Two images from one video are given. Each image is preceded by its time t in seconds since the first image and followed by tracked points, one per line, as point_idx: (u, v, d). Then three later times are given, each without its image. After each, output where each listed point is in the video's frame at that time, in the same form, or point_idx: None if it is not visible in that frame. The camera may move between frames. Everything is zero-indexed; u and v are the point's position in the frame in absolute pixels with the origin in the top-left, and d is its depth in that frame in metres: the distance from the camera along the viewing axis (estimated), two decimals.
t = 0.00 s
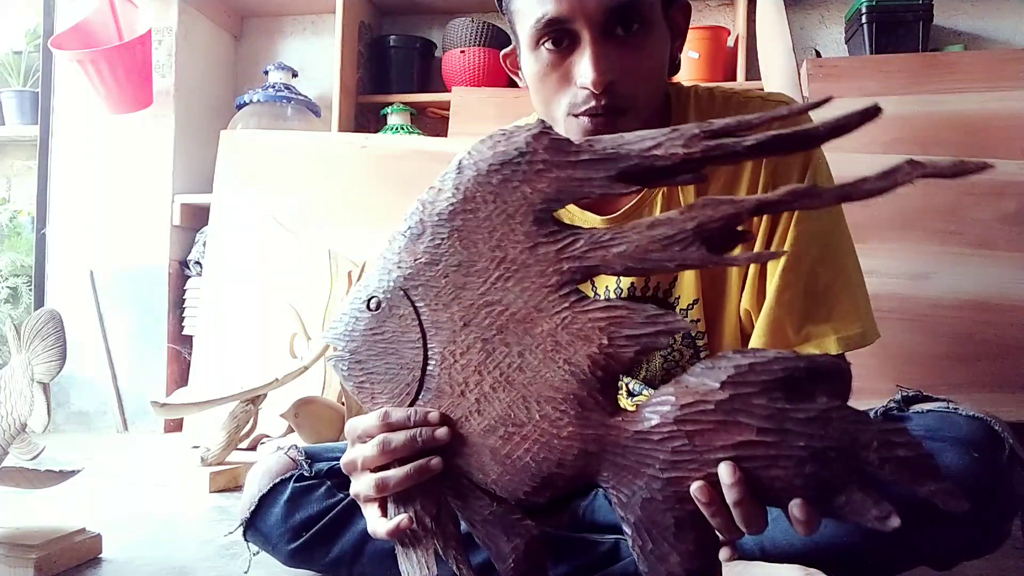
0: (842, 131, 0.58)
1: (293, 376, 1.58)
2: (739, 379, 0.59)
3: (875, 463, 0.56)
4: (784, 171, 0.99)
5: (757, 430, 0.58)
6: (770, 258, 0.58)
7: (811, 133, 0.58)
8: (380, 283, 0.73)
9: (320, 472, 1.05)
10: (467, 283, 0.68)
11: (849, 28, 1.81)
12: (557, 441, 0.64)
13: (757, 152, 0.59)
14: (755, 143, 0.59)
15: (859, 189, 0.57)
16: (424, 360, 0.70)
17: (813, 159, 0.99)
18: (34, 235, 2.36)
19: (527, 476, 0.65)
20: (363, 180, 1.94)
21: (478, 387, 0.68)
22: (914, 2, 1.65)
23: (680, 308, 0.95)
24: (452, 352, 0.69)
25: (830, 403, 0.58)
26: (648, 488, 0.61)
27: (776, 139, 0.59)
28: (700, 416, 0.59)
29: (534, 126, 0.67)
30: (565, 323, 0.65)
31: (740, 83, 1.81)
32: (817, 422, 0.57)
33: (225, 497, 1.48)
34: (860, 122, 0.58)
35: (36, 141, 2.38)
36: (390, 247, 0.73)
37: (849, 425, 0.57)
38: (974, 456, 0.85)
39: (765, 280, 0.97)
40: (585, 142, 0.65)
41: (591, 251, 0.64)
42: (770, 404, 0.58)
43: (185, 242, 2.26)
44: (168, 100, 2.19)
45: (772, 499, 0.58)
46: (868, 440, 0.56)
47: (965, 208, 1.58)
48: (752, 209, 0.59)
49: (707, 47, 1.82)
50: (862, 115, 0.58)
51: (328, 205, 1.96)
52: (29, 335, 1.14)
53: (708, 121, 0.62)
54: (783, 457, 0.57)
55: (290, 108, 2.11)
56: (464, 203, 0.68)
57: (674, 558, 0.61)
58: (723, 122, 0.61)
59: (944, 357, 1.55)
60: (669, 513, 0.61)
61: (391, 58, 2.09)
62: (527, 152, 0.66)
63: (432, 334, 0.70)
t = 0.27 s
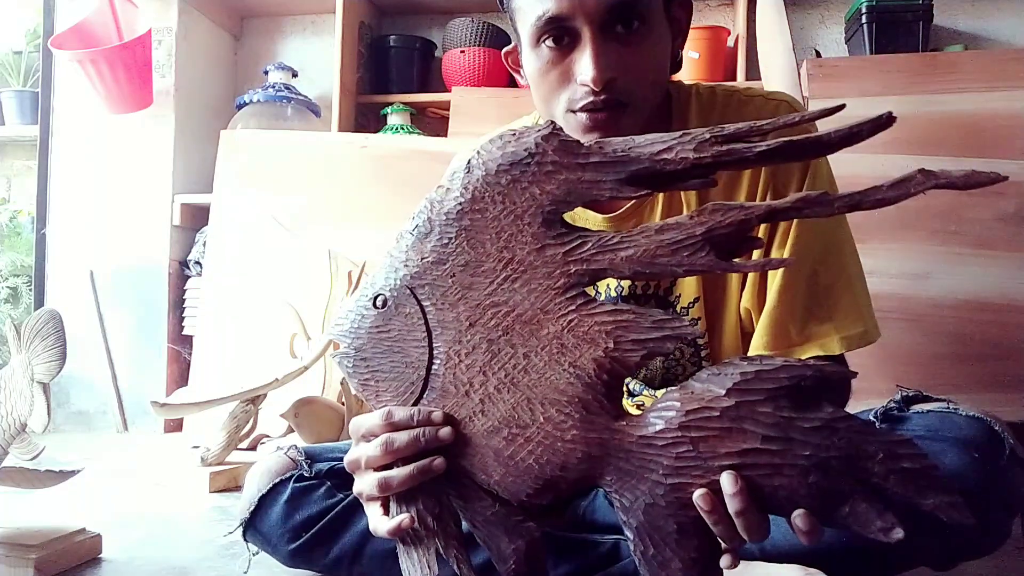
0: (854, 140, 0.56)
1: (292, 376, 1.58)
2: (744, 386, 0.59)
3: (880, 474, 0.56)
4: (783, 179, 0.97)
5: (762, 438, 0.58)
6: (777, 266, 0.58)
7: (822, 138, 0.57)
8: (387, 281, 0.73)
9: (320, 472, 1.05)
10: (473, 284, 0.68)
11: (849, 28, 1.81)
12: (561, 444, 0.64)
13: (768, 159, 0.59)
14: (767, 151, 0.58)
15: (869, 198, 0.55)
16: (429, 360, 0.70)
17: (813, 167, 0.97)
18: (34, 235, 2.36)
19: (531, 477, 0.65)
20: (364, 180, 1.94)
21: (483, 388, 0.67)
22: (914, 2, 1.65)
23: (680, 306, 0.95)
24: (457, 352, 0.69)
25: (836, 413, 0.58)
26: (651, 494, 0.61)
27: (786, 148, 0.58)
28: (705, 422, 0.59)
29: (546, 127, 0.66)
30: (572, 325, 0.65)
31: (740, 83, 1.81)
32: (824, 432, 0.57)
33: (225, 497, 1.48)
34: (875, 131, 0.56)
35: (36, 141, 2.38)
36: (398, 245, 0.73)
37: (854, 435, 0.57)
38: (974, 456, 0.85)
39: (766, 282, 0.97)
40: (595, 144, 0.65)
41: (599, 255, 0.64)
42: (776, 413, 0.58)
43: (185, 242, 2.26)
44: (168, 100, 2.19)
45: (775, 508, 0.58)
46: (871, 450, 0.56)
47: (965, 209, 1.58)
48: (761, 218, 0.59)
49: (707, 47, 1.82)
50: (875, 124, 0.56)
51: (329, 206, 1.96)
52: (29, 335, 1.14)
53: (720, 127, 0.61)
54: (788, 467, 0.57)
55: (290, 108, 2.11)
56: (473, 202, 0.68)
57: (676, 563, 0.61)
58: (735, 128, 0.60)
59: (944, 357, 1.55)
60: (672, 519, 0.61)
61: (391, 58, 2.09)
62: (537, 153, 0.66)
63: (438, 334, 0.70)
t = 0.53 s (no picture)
0: (853, 141, 0.56)
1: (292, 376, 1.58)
2: (744, 386, 0.59)
3: (880, 475, 0.56)
4: (780, 179, 0.99)
5: (762, 438, 0.58)
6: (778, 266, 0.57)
7: (822, 138, 0.57)
8: (387, 282, 0.73)
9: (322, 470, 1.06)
10: (473, 283, 0.68)
11: (849, 28, 1.81)
12: (561, 444, 0.64)
13: (769, 158, 0.59)
14: (766, 150, 0.58)
15: (870, 198, 0.55)
16: (429, 360, 0.70)
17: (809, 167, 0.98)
18: (34, 235, 2.36)
19: (530, 477, 0.65)
20: (364, 180, 1.94)
21: (483, 388, 0.67)
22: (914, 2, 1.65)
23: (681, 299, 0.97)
24: (457, 352, 0.69)
25: (836, 413, 0.58)
26: (651, 494, 0.61)
27: (786, 147, 0.58)
28: (705, 422, 0.59)
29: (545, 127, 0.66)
30: (571, 325, 0.65)
31: (740, 83, 1.81)
32: (823, 433, 0.57)
33: (225, 497, 1.48)
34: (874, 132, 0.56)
35: (36, 141, 2.38)
36: (398, 245, 0.74)
37: (856, 436, 0.57)
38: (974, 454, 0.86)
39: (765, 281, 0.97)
40: (594, 144, 0.65)
41: (599, 255, 0.64)
42: (775, 413, 0.58)
43: (185, 242, 2.26)
44: (168, 100, 2.19)
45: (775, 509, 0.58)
46: (872, 451, 0.56)
47: (965, 209, 1.58)
48: (761, 218, 0.59)
49: (707, 47, 1.82)
50: (875, 123, 0.56)
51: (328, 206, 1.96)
52: (29, 335, 1.14)
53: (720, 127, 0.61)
54: (787, 468, 0.57)
55: (290, 108, 2.11)
56: (473, 202, 0.68)
57: (675, 564, 0.61)
58: (735, 128, 0.60)
59: (944, 357, 1.55)
60: (672, 519, 0.61)
61: (391, 58, 2.09)
62: (536, 153, 0.66)
63: (438, 334, 0.70)
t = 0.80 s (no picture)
0: (854, 140, 0.56)
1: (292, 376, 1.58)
2: (744, 387, 0.59)
3: (880, 475, 0.56)
4: (767, 177, 0.98)
5: (762, 438, 0.58)
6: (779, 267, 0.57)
7: (823, 137, 0.57)
8: (388, 281, 0.73)
9: (323, 466, 1.06)
10: (473, 283, 0.68)
11: (849, 28, 1.81)
12: (561, 444, 0.64)
13: (768, 158, 0.59)
14: (763, 151, 0.59)
15: (871, 198, 0.55)
16: (429, 360, 0.70)
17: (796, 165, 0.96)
18: (34, 235, 2.36)
19: (530, 477, 0.65)
20: (364, 180, 1.94)
21: (482, 388, 0.67)
22: (914, 1, 1.65)
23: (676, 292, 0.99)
24: (457, 352, 0.69)
25: (836, 413, 0.58)
26: (651, 494, 0.61)
27: (786, 148, 0.58)
28: (705, 423, 0.59)
29: (545, 126, 0.66)
30: (572, 325, 0.65)
31: (740, 83, 1.81)
32: (821, 433, 0.57)
33: (225, 497, 1.48)
34: (875, 130, 0.56)
35: (36, 141, 2.38)
36: (397, 245, 0.74)
37: (856, 436, 0.57)
38: (972, 453, 0.86)
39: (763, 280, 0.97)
40: (594, 144, 0.65)
41: (599, 255, 0.64)
42: (775, 414, 0.58)
43: (185, 242, 2.26)
44: (168, 100, 2.19)
45: (775, 509, 0.58)
46: (872, 451, 0.56)
47: (965, 209, 1.58)
48: (761, 218, 0.59)
49: (707, 47, 1.82)
50: (875, 122, 0.56)
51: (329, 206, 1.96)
52: (29, 335, 1.14)
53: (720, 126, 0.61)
54: (787, 469, 0.57)
55: (290, 108, 2.11)
56: (474, 202, 0.68)
57: (675, 564, 0.61)
58: (734, 128, 0.60)
59: (944, 357, 1.55)
60: (672, 519, 0.61)
61: (391, 58, 2.09)
62: (537, 154, 0.66)
63: (437, 334, 0.70)
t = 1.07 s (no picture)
0: (854, 139, 0.56)
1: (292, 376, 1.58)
2: (743, 386, 0.59)
3: (880, 475, 0.56)
4: (758, 177, 0.98)
5: (762, 439, 0.58)
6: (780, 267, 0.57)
7: (823, 137, 0.57)
8: (388, 282, 0.73)
9: (323, 464, 1.06)
10: (473, 284, 0.68)
11: (849, 28, 1.81)
12: (562, 444, 0.64)
13: (768, 158, 0.59)
14: (763, 151, 0.59)
15: (870, 198, 0.55)
16: (429, 360, 0.70)
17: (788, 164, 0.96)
18: (34, 235, 2.36)
19: (530, 478, 0.65)
20: (364, 180, 1.94)
21: (483, 388, 0.67)
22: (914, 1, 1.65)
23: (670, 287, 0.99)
24: (457, 352, 0.69)
25: (836, 413, 0.58)
26: (651, 494, 0.61)
27: (786, 148, 0.58)
28: (705, 423, 0.59)
29: (544, 126, 0.66)
30: (572, 325, 0.65)
31: (740, 83, 1.81)
32: (822, 432, 0.57)
33: (225, 497, 1.48)
34: (875, 130, 0.56)
35: (36, 140, 2.38)
36: (397, 245, 0.74)
37: (856, 436, 0.57)
38: (971, 452, 0.86)
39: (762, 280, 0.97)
40: (594, 144, 0.65)
41: (599, 255, 0.64)
42: (775, 413, 0.58)
43: (185, 242, 2.26)
44: (168, 100, 2.19)
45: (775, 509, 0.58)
46: (872, 451, 0.56)
47: (965, 208, 1.58)
48: (761, 217, 0.59)
49: (707, 47, 1.82)
50: (875, 121, 0.56)
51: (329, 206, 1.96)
52: (29, 335, 1.14)
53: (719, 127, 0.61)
54: (787, 469, 0.57)
55: (290, 108, 2.11)
56: (474, 202, 0.68)
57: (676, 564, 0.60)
58: (734, 128, 0.60)
59: (944, 357, 1.55)
60: (672, 519, 0.61)
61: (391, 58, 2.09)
62: (537, 154, 0.66)
63: (438, 334, 0.70)
